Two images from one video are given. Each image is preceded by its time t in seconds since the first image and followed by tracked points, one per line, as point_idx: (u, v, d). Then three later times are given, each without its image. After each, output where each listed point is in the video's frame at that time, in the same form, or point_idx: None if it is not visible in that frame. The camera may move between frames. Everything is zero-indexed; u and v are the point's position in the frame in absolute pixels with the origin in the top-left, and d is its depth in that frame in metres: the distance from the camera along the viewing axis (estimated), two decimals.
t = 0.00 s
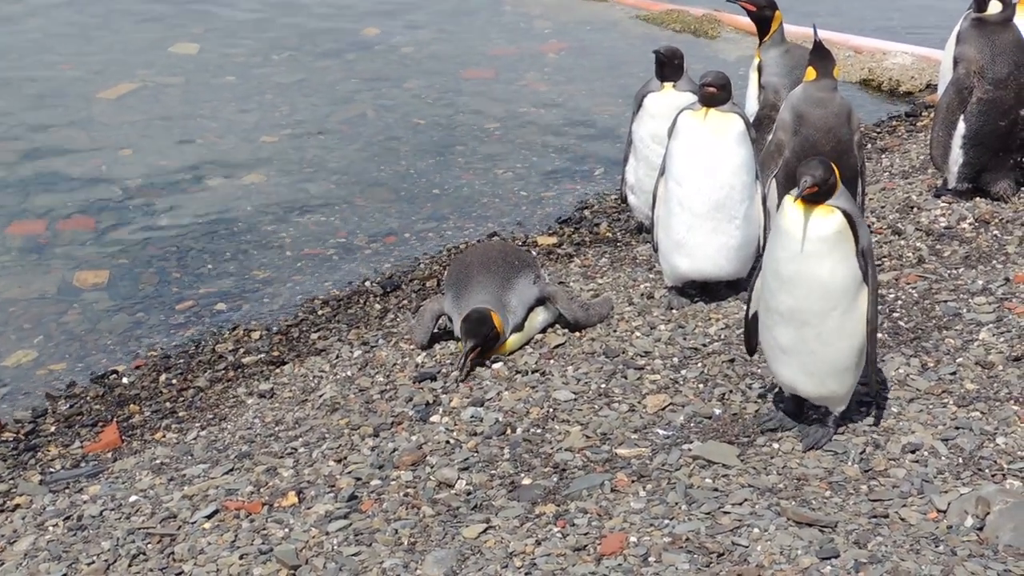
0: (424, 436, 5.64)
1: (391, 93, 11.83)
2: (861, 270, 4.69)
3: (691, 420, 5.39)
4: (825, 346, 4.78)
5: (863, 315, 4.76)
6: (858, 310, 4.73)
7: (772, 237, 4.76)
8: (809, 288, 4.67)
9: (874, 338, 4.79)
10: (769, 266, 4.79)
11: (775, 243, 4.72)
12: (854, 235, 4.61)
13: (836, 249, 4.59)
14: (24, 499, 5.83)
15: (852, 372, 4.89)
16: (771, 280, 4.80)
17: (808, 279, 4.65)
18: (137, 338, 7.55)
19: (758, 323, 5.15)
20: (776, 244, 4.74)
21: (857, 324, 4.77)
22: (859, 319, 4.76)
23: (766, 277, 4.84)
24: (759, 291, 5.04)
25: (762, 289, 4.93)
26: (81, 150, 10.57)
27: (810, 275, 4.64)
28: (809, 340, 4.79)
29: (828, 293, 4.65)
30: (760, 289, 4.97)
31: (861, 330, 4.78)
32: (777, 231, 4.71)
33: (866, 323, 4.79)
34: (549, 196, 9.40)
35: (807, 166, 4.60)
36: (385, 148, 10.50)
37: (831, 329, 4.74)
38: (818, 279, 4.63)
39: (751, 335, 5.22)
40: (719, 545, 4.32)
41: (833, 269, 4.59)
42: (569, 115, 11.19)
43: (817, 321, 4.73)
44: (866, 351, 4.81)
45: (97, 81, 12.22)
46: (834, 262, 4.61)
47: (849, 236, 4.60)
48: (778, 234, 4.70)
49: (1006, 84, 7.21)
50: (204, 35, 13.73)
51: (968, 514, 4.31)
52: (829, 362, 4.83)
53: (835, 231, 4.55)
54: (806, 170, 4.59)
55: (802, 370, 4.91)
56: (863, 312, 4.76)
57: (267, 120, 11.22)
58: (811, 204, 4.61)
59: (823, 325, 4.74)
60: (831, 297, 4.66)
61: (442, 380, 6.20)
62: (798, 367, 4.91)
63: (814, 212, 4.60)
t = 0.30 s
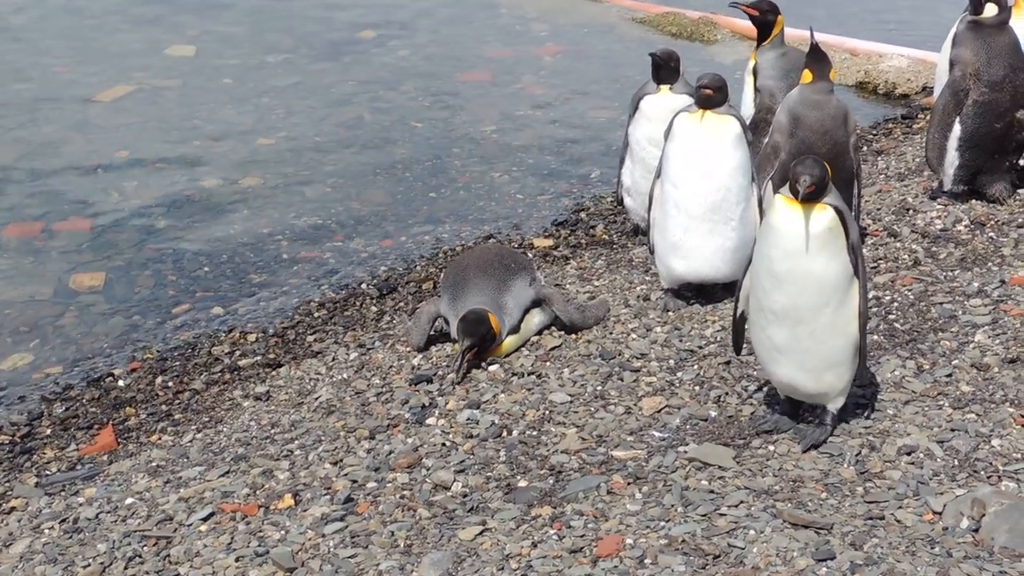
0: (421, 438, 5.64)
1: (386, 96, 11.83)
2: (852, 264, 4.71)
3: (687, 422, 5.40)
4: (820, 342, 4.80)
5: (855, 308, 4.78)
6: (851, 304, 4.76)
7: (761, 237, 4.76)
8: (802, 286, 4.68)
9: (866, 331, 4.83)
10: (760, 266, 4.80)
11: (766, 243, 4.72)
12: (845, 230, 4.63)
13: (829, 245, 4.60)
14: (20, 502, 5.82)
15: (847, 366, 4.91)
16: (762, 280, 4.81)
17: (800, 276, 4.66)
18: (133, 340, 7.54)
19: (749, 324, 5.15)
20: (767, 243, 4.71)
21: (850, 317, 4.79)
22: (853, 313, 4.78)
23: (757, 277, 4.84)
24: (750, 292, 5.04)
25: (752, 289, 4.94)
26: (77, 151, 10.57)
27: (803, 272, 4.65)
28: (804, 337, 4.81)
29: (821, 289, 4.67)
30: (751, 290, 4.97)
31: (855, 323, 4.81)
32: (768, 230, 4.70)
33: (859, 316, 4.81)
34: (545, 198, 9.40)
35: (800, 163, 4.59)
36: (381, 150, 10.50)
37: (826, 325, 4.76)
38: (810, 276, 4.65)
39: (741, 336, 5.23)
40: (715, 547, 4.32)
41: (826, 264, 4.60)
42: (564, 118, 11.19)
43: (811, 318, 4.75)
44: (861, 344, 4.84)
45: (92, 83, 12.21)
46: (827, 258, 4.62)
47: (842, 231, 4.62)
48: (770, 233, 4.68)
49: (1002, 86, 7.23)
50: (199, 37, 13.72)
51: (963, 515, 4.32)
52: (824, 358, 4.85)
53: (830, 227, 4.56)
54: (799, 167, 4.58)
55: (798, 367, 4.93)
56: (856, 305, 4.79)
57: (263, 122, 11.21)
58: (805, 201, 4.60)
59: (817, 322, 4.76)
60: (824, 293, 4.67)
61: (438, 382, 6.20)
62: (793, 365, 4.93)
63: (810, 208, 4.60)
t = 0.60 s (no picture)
0: (412, 439, 5.64)
1: (380, 98, 11.83)
2: (855, 260, 4.74)
3: (678, 423, 5.40)
4: (831, 341, 4.81)
5: (860, 302, 4.81)
6: (857, 299, 4.78)
7: (765, 243, 4.74)
8: (812, 287, 4.67)
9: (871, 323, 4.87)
10: (766, 271, 4.77)
11: (771, 247, 4.70)
12: (847, 226, 4.65)
13: (834, 243, 4.61)
14: (10, 502, 5.81)
15: (854, 362, 4.94)
16: (769, 285, 4.78)
17: (810, 277, 4.65)
18: (125, 341, 7.54)
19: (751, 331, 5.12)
20: (772, 248, 4.70)
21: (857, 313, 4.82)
22: (858, 308, 4.81)
23: (763, 283, 4.81)
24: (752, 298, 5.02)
25: (757, 296, 4.91)
26: (70, 153, 10.56)
27: (812, 274, 4.64)
28: (815, 338, 4.80)
29: (831, 288, 4.67)
30: (755, 296, 4.94)
31: (861, 318, 4.84)
32: (771, 235, 4.68)
33: (864, 311, 4.84)
34: (538, 200, 9.39)
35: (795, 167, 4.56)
36: (374, 152, 10.49)
37: (837, 323, 4.77)
38: (820, 276, 4.64)
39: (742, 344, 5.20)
40: (706, 548, 4.31)
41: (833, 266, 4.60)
42: (557, 120, 11.18)
43: (822, 318, 4.74)
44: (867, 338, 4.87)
45: (85, 85, 12.20)
46: (834, 256, 4.63)
47: (844, 227, 4.64)
48: (774, 239, 4.67)
49: (994, 88, 7.22)
50: (193, 39, 13.71)
51: (954, 517, 4.32)
52: (834, 356, 4.85)
53: (833, 224, 4.58)
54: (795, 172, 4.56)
55: (808, 369, 4.93)
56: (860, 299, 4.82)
57: (256, 123, 11.21)
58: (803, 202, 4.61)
59: (829, 321, 4.76)
60: (834, 291, 4.68)
61: (430, 383, 6.20)
62: (803, 366, 4.92)
63: (809, 209, 4.61)
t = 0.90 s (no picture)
0: (406, 443, 5.64)
1: (373, 102, 11.82)
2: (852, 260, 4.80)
3: (672, 427, 5.40)
4: (832, 341, 4.84)
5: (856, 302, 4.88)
6: (855, 299, 4.84)
7: (769, 247, 4.73)
8: (818, 288, 4.69)
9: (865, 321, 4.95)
10: (768, 274, 4.77)
11: (777, 251, 4.69)
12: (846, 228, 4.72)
13: (837, 244, 4.65)
14: (4, 506, 5.80)
15: (850, 362, 4.99)
16: (772, 289, 4.78)
17: (816, 279, 4.67)
18: (118, 345, 7.53)
19: (746, 337, 5.10)
20: (779, 253, 4.69)
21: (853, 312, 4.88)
22: (855, 308, 4.87)
23: (765, 287, 4.80)
24: (748, 304, 5.00)
25: (757, 300, 4.90)
26: (64, 156, 10.55)
27: (817, 274, 4.66)
28: (818, 339, 4.82)
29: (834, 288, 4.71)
30: (753, 301, 4.93)
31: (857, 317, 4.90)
32: (778, 239, 4.68)
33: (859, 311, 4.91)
34: (531, 204, 9.39)
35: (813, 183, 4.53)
36: (368, 156, 10.49)
37: (837, 323, 4.80)
38: (825, 277, 4.67)
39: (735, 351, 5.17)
40: (700, 552, 4.31)
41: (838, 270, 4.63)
42: (551, 124, 11.19)
43: (825, 318, 4.77)
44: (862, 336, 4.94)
45: (79, 88, 12.19)
46: (837, 256, 4.67)
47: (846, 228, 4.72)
48: (781, 242, 4.67)
49: (987, 93, 7.24)
50: (186, 42, 13.71)
51: (948, 521, 4.30)
52: (834, 357, 4.88)
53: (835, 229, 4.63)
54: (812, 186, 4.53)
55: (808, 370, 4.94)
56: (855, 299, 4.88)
57: (250, 128, 11.20)
58: (812, 209, 4.63)
59: (830, 322, 4.79)
60: (836, 291, 4.72)
61: (424, 388, 6.20)
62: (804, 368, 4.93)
63: (813, 216, 4.64)
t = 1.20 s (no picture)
0: (399, 448, 5.63)
1: (366, 107, 11.83)
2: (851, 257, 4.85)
3: (666, 432, 5.39)
4: (843, 338, 4.87)
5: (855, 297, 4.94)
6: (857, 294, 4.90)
7: (780, 253, 4.69)
8: (831, 288, 4.70)
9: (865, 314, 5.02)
10: (779, 280, 4.73)
11: (790, 256, 4.66)
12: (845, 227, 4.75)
13: (844, 242, 4.67)
14: None
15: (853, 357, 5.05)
16: (786, 294, 4.75)
17: (830, 280, 4.68)
18: (112, 351, 7.53)
19: (751, 345, 5.05)
20: (791, 257, 4.66)
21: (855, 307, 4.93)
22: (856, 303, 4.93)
23: (778, 293, 4.76)
24: (755, 312, 4.96)
25: (768, 307, 4.86)
26: (58, 162, 10.55)
27: (831, 275, 4.66)
28: (831, 339, 4.84)
29: (845, 287, 4.73)
30: (763, 308, 4.88)
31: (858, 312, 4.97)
32: (789, 244, 4.65)
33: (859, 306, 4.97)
34: (525, 209, 9.40)
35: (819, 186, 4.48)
36: (362, 162, 10.50)
37: (847, 320, 4.84)
38: (838, 276, 4.69)
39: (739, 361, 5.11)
40: (694, 557, 4.31)
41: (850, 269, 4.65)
42: (545, 130, 11.20)
43: (837, 317, 4.79)
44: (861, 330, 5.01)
45: (72, 94, 12.18)
46: (845, 254, 4.70)
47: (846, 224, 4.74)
48: (793, 247, 4.64)
49: (980, 97, 7.25)
50: (180, 47, 13.71)
51: (942, 525, 4.29)
52: (844, 354, 4.93)
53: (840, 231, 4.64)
54: (817, 190, 4.49)
55: (819, 370, 4.96)
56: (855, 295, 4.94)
57: (243, 133, 11.21)
58: (817, 211, 4.61)
59: (841, 320, 4.82)
60: (846, 290, 4.75)
61: (417, 393, 6.20)
62: (816, 370, 4.95)
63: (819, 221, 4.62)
